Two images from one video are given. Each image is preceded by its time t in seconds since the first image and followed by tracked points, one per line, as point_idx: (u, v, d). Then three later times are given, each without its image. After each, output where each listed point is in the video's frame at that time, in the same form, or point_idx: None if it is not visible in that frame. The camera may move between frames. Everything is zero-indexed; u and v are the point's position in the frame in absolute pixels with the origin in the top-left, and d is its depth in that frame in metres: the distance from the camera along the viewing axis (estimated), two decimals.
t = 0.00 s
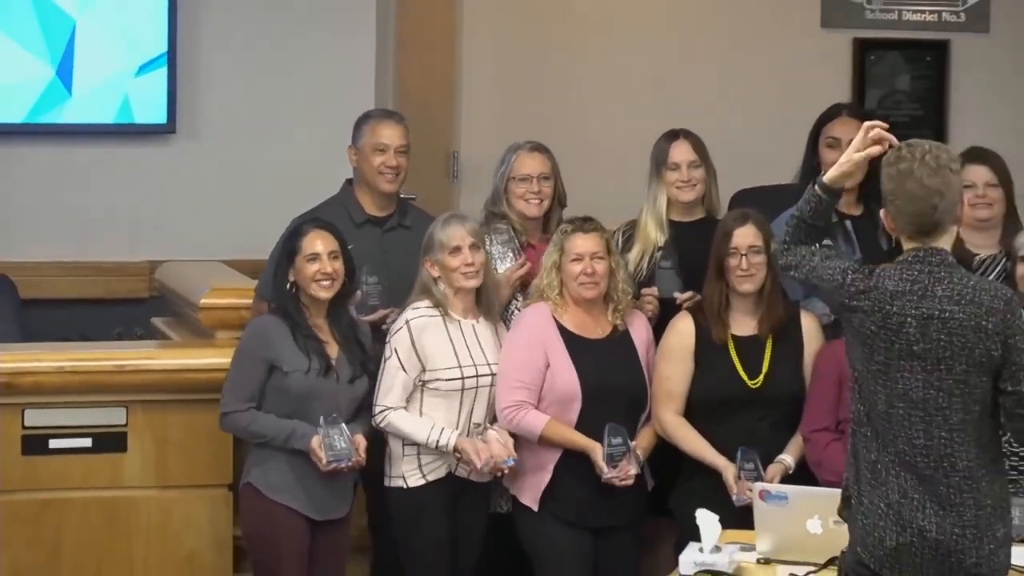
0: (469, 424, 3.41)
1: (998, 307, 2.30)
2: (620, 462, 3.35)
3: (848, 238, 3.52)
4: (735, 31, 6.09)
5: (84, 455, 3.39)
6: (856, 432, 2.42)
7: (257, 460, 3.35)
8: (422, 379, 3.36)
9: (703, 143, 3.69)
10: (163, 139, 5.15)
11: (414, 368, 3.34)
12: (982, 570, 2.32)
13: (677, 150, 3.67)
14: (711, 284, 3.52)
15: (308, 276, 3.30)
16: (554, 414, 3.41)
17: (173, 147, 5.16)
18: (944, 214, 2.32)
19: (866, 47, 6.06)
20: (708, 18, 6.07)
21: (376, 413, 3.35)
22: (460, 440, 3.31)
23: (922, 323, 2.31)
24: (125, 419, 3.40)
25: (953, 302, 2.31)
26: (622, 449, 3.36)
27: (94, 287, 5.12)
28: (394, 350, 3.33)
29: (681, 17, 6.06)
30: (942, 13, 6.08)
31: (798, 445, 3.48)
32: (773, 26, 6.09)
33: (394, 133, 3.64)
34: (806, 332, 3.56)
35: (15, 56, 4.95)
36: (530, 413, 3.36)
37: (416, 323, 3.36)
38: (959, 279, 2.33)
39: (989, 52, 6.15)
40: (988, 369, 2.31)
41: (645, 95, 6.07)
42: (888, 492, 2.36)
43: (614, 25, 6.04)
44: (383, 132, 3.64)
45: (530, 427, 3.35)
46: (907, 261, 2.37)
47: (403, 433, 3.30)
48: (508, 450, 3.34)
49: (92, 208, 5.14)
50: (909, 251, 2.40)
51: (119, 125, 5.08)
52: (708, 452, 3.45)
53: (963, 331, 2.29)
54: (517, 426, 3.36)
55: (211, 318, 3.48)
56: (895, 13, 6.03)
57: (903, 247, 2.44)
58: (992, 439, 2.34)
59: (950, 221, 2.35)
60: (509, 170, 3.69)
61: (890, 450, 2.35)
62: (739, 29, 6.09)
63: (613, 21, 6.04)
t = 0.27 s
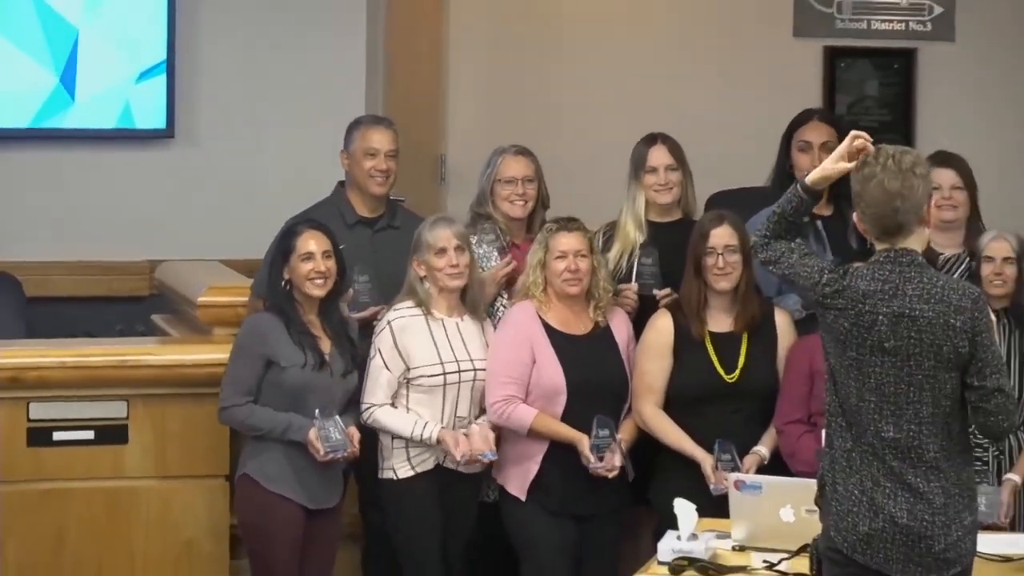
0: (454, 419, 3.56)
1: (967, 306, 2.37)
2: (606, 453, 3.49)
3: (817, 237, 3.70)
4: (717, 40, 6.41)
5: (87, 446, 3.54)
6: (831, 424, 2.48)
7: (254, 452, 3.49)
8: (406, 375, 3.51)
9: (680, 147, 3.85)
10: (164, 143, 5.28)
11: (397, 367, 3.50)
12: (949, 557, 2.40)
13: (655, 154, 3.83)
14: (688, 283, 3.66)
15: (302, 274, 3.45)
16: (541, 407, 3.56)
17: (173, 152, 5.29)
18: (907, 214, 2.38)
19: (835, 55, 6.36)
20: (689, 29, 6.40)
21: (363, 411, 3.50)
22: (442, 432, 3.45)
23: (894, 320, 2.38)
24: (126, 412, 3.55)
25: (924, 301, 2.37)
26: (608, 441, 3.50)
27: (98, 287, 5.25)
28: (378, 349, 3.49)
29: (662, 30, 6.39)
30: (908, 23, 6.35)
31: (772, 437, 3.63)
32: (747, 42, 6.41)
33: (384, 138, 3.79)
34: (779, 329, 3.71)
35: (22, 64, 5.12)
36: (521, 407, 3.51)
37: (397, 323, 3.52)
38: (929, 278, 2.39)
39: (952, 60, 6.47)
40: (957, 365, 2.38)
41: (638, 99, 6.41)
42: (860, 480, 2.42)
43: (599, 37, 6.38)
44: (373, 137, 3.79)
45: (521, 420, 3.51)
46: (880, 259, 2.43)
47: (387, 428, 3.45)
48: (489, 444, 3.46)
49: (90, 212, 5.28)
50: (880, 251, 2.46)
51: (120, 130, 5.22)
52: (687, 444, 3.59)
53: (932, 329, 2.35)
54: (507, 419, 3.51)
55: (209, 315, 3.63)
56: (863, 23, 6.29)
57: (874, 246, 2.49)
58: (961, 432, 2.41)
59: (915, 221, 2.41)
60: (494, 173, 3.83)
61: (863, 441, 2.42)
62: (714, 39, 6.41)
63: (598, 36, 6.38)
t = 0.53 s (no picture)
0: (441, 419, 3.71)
1: (933, 308, 2.48)
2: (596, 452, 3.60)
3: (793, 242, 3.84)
4: (699, 52, 6.56)
5: (89, 445, 3.68)
6: (805, 422, 2.60)
7: (251, 450, 3.63)
8: (395, 375, 3.67)
9: (658, 157, 4.01)
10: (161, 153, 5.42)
11: (386, 367, 3.65)
12: (918, 548, 2.51)
13: (634, 163, 3.99)
14: (668, 287, 3.81)
15: (298, 279, 3.60)
16: (531, 407, 3.71)
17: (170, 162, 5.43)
18: (874, 220, 2.50)
19: (808, 69, 6.50)
20: (670, 39, 6.54)
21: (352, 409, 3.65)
22: (424, 435, 3.60)
23: (864, 323, 2.49)
24: (127, 412, 3.70)
25: (892, 304, 2.49)
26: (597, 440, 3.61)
27: (101, 290, 5.36)
28: (367, 349, 3.64)
29: (645, 41, 6.54)
30: (878, 37, 6.51)
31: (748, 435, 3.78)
32: (727, 51, 6.55)
33: (375, 149, 3.93)
34: (755, 331, 3.86)
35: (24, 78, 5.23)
36: (510, 407, 3.66)
37: (386, 325, 3.67)
38: (897, 282, 2.50)
39: (925, 73, 6.61)
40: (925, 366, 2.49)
41: (620, 110, 6.54)
42: (832, 476, 2.54)
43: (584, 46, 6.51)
44: (364, 148, 3.93)
45: (511, 420, 3.65)
46: (850, 264, 2.54)
47: (373, 428, 3.61)
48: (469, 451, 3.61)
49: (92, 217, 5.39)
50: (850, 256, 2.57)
51: (121, 141, 5.35)
52: (667, 444, 3.74)
53: (900, 331, 2.47)
54: (497, 419, 3.66)
55: (207, 320, 3.77)
56: (834, 37, 6.48)
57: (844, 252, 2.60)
58: (930, 429, 2.53)
59: (883, 228, 2.52)
60: (479, 182, 4.00)
61: (835, 439, 2.54)
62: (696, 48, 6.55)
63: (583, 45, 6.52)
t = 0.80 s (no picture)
0: (429, 417, 3.86)
1: (903, 309, 2.54)
2: (579, 448, 3.74)
3: (768, 247, 4.02)
4: (682, 61, 6.78)
5: (93, 442, 3.83)
6: (779, 419, 2.65)
7: (250, 446, 3.79)
8: (383, 376, 3.80)
9: (639, 164, 4.18)
10: (161, 160, 5.42)
11: (374, 368, 3.79)
12: (890, 543, 2.57)
13: (616, 171, 4.16)
14: (649, 290, 3.97)
15: (293, 282, 3.74)
16: (516, 406, 3.86)
17: (170, 168, 5.44)
18: (847, 224, 2.55)
19: (784, 81, 6.70)
20: (653, 50, 6.76)
21: (341, 410, 3.78)
22: (408, 442, 3.73)
23: (836, 324, 2.55)
24: (129, 410, 3.84)
25: (864, 305, 2.55)
26: (580, 437, 3.74)
27: (101, 293, 5.43)
28: (357, 351, 3.79)
29: (628, 51, 6.76)
30: (850, 50, 6.72)
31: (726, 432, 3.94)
32: (708, 64, 6.78)
33: (369, 157, 4.08)
34: (733, 331, 4.03)
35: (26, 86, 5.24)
36: (496, 407, 3.81)
37: (374, 328, 3.81)
38: (868, 285, 2.57)
39: (896, 83, 6.83)
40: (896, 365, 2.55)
41: (607, 118, 6.78)
42: (807, 472, 2.60)
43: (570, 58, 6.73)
44: (358, 156, 4.08)
45: (496, 419, 3.80)
46: (823, 267, 2.60)
47: (361, 430, 3.74)
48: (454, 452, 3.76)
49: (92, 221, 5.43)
50: (824, 259, 2.62)
51: (123, 149, 5.37)
52: (648, 440, 3.90)
53: (871, 331, 2.53)
54: (484, 418, 3.81)
55: (206, 320, 3.92)
56: (809, 50, 6.68)
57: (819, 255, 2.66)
58: (900, 426, 2.59)
59: (856, 232, 2.58)
60: (466, 190, 4.16)
61: (809, 436, 2.59)
62: (679, 59, 6.77)
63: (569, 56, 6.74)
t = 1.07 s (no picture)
0: (418, 417, 4.01)
1: (873, 314, 2.68)
2: (559, 446, 3.88)
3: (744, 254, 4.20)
4: (664, 70, 6.88)
5: (95, 441, 3.98)
6: (756, 419, 2.80)
7: (245, 445, 3.93)
8: (372, 379, 3.95)
9: (621, 174, 4.35)
10: (161, 171, 5.44)
11: (364, 370, 3.94)
12: (860, 536, 2.72)
13: (599, 180, 4.32)
14: (631, 295, 4.12)
15: (287, 287, 3.89)
16: (501, 406, 4.01)
17: (169, 177, 5.45)
18: (819, 230, 2.68)
19: (760, 93, 6.83)
20: (636, 56, 6.87)
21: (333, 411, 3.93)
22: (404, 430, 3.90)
23: (809, 327, 2.69)
24: (130, 410, 3.99)
25: (836, 310, 2.69)
26: (563, 435, 3.89)
27: (105, 298, 5.43)
28: (348, 355, 3.94)
29: (613, 56, 6.87)
30: (823, 63, 6.84)
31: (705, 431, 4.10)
32: (689, 70, 6.89)
33: (362, 166, 4.23)
34: (712, 333, 4.18)
35: (26, 95, 5.27)
36: (482, 406, 3.96)
37: (364, 332, 3.96)
38: (840, 289, 2.71)
39: (871, 94, 6.90)
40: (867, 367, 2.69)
41: (592, 128, 6.89)
42: (782, 470, 2.75)
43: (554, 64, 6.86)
44: (351, 166, 4.23)
45: (483, 417, 3.95)
46: (797, 272, 2.74)
47: (353, 428, 3.89)
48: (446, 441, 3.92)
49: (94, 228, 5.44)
50: (797, 265, 2.76)
51: (124, 160, 5.37)
52: (630, 438, 4.05)
53: (842, 334, 2.67)
54: (471, 417, 3.96)
55: (204, 324, 4.07)
56: (784, 64, 6.82)
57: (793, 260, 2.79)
58: (871, 425, 2.73)
59: (828, 238, 2.71)
60: (455, 198, 4.32)
61: (784, 435, 2.74)
62: (660, 67, 6.89)
63: (554, 63, 6.86)
